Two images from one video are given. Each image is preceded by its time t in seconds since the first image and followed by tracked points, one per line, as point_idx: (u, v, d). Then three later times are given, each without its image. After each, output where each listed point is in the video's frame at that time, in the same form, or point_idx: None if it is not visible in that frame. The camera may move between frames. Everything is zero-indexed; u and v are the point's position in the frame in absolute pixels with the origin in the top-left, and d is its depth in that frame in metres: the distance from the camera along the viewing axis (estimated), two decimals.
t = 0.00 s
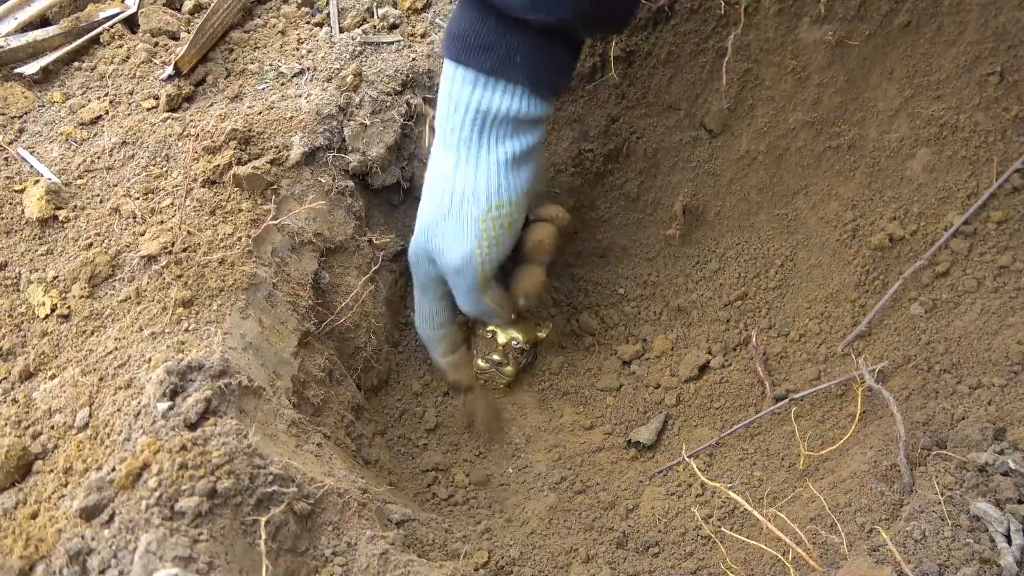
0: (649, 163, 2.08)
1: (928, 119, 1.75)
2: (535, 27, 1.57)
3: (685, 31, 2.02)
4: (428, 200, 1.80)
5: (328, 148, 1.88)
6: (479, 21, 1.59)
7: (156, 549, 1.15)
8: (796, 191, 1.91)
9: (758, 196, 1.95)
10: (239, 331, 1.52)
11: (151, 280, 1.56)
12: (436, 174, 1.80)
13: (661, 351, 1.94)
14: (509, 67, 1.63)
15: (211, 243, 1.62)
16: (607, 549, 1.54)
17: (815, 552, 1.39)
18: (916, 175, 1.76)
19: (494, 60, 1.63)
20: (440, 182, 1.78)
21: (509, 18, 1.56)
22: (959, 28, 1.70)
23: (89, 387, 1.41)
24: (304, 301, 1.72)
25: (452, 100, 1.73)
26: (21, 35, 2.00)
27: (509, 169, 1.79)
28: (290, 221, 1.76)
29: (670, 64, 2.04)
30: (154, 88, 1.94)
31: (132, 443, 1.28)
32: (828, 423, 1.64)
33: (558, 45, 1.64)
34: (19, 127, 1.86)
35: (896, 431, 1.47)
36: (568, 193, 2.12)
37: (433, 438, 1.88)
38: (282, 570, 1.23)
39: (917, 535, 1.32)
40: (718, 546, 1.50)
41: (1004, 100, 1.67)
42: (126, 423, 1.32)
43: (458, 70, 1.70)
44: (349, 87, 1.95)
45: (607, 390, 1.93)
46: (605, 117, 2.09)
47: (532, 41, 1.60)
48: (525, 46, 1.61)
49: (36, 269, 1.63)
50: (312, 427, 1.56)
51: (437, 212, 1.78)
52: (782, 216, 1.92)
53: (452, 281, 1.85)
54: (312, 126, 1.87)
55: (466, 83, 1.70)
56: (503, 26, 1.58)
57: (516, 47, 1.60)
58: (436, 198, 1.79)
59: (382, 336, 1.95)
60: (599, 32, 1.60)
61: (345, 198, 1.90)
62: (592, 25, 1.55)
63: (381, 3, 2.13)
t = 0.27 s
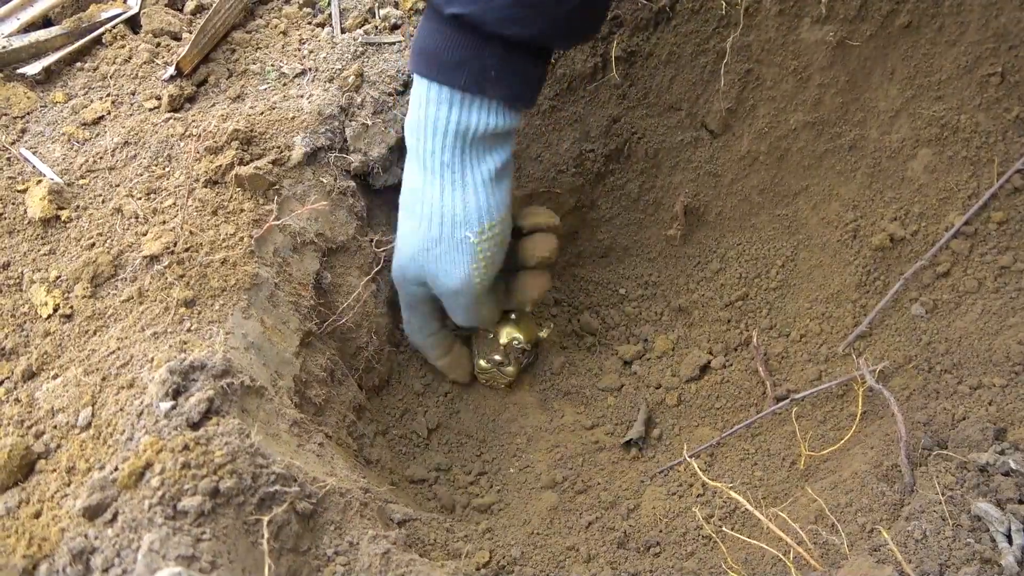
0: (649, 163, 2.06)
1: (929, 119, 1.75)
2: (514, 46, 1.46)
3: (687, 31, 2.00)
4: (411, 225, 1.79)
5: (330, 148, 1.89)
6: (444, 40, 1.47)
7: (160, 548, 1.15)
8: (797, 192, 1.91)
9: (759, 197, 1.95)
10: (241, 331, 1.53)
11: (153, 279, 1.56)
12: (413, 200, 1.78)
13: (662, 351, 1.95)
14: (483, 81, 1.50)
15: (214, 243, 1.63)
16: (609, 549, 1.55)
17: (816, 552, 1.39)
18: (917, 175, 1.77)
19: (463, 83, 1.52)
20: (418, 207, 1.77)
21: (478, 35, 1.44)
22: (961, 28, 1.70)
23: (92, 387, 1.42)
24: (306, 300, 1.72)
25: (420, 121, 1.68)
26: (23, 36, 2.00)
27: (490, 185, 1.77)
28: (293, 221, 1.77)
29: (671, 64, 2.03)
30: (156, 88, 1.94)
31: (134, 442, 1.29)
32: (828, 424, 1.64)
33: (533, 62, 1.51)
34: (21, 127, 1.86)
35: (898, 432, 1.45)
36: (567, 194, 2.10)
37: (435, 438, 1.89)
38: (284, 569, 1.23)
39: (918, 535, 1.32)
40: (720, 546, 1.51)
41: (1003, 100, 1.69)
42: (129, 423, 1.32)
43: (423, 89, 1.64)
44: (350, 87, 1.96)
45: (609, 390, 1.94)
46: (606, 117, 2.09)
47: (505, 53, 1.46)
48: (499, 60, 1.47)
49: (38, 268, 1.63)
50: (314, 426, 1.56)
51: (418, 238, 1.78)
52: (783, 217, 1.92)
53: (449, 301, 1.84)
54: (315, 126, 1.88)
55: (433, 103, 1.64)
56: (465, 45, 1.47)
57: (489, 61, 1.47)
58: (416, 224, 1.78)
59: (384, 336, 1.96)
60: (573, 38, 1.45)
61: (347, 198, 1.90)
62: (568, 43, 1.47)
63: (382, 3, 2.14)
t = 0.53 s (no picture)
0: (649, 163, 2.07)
1: (930, 119, 1.75)
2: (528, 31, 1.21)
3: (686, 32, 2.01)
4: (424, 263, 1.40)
5: (330, 148, 1.89)
6: (420, 32, 1.26)
7: (160, 549, 1.15)
8: (797, 192, 1.91)
9: (759, 197, 1.96)
10: (241, 332, 1.53)
11: (154, 280, 1.56)
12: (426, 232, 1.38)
13: (664, 351, 1.96)
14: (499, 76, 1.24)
15: (214, 244, 1.63)
16: (610, 550, 1.54)
17: (817, 553, 1.39)
18: (918, 176, 1.77)
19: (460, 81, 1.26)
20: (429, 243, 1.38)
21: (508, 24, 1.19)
22: (962, 27, 1.70)
23: (93, 388, 1.42)
24: (307, 301, 1.72)
25: (450, 147, 1.32)
26: (24, 36, 2.00)
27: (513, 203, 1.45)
28: (293, 221, 1.77)
29: (672, 64, 2.04)
30: (156, 89, 1.94)
31: (135, 443, 1.29)
32: (829, 424, 1.64)
33: (531, 40, 1.23)
34: (22, 128, 1.87)
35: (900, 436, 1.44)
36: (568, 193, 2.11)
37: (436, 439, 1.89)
38: (284, 570, 1.23)
39: (919, 535, 1.32)
40: (720, 546, 1.50)
41: (1005, 100, 1.69)
42: (130, 424, 1.32)
43: (427, 91, 1.31)
44: (351, 87, 1.96)
45: (610, 391, 1.94)
46: (607, 117, 2.10)
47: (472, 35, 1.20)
48: (467, 39, 1.21)
49: (39, 269, 1.63)
50: (315, 427, 1.56)
51: (444, 284, 1.38)
52: (784, 218, 1.92)
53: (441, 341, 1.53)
54: (316, 127, 1.88)
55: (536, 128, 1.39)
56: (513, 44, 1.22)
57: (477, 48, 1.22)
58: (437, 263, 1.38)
59: (385, 336, 1.96)
60: (569, 20, 1.19)
61: (347, 198, 1.89)
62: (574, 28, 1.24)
63: (383, 4, 2.14)
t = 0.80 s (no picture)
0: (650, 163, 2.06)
1: (931, 120, 1.76)
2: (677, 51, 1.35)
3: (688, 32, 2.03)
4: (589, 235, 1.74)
5: (331, 149, 1.88)
6: (623, 69, 1.42)
7: (162, 550, 1.15)
8: (798, 192, 1.91)
9: (761, 198, 1.95)
10: (244, 332, 1.53)
11: (156, 281, 1.56)
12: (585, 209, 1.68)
13: (664, 352, 1.95)
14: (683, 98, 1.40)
15: (216, 244, 1.63)
16: (612, 550, 1.54)
17: (819, 554, 1.39)
18: (920, 176, 1.77)
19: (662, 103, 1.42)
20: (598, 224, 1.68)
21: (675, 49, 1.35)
22: (962, 28, 1.73)
23: (95, 388, 1.42)
24: (308, 301, 1.72)
25: (627, 152, 1.55)
26: (26, 37, 2.00)
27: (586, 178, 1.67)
28: (295, 222, 1.77)
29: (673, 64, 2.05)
30: (158, 89, 1.94)
31: (137, 443, 1.29)
32: (831, 425, 1.64)
33: (716, 66, 1.39)
34: (24, 129, 1.87)
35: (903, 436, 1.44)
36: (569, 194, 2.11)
37: (437, 440, 1.89)
38: (287, 570, 1.23)
39: (921, 536, 1.32)
40: (722, 547, 1.50)
41: (1006, 101, 1.70)
42: (132, 424, 1.32)
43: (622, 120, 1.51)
44: (353, 88, 1.95)
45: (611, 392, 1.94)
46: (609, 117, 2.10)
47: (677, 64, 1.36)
48: (673, 74, 1.37)
49: (41, 270, 1.63)
50: (317, 428, 1.56)
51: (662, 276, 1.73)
52: (785, 218, 1.92)
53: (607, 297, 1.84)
54: (316, 127, 1.87)
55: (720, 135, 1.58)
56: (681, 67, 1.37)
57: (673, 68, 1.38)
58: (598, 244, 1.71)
59: (386, 337, 1.96)
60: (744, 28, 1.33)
61: (349, 199, 1.89)
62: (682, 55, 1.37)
63: (385, 5, 2.13)
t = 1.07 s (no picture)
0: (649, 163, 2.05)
1: (932, 120, 1.75)
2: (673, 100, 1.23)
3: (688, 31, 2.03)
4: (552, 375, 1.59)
5: (331, 150, 1.88)
6: (607, 107, 1.29)
7: (161, 551, 1.15)
8: (798, 193, 1.92)
9: (762, 199, 1.96)
10: (243, 333, 1.53)
11: (155, 281, 1.56)
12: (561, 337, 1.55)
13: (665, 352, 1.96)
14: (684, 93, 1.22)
15: (216, 245, 1.63)
16: (611, 551, 1.54)
17: (819, 555, 1.39)
18: (920, 177, 1.77)
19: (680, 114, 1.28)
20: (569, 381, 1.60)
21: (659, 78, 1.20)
22: (964, 28, 1.71)
23: (95, 389, 1.42)
24: (308, 301, 1.72)
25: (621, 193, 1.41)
26: (26, 38, 2.00)
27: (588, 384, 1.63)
28: (294, 222, 1.76)
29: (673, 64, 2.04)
30: (158, 90, 1.94)
31: (136, 444, 1.29)
32: (832, 425, 1.63)
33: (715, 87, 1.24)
34: (24, 130, 1.87)
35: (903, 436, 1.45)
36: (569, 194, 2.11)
37: (437, 440, 1.89)
38: (286, 571, 1.23)
39: (921, 537, 1.32)
40: (721, 548, 1.50)
41: (1007, 101, 1.68)
42: (132, 425, 1.32)
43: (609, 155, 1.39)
44: (353, 88, 1.95)
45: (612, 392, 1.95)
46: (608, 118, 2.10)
47: (689, 111, 1.25)
48: (683, 119, 1.26)
49: (41, 270, 1.63)
50: (317, 428, 1.56)
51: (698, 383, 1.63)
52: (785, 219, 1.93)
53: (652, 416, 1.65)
54: (316, 127, 1.87)
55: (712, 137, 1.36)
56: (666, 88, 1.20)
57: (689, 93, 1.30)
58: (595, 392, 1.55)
59: (386, 337, 1.96)
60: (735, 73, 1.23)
61: (349, 199, 1.89)
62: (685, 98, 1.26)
63: (384, 5, 2.13)
